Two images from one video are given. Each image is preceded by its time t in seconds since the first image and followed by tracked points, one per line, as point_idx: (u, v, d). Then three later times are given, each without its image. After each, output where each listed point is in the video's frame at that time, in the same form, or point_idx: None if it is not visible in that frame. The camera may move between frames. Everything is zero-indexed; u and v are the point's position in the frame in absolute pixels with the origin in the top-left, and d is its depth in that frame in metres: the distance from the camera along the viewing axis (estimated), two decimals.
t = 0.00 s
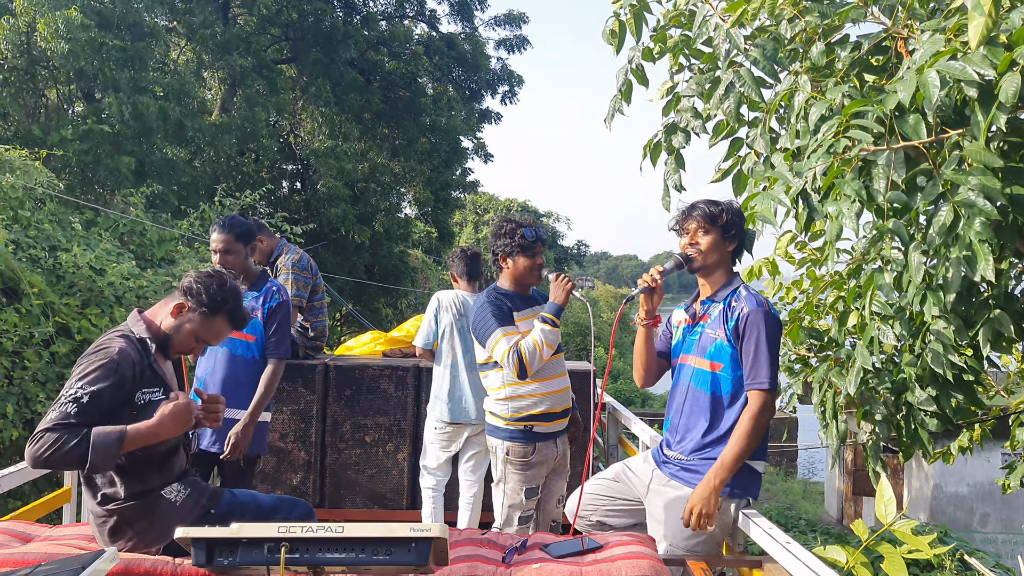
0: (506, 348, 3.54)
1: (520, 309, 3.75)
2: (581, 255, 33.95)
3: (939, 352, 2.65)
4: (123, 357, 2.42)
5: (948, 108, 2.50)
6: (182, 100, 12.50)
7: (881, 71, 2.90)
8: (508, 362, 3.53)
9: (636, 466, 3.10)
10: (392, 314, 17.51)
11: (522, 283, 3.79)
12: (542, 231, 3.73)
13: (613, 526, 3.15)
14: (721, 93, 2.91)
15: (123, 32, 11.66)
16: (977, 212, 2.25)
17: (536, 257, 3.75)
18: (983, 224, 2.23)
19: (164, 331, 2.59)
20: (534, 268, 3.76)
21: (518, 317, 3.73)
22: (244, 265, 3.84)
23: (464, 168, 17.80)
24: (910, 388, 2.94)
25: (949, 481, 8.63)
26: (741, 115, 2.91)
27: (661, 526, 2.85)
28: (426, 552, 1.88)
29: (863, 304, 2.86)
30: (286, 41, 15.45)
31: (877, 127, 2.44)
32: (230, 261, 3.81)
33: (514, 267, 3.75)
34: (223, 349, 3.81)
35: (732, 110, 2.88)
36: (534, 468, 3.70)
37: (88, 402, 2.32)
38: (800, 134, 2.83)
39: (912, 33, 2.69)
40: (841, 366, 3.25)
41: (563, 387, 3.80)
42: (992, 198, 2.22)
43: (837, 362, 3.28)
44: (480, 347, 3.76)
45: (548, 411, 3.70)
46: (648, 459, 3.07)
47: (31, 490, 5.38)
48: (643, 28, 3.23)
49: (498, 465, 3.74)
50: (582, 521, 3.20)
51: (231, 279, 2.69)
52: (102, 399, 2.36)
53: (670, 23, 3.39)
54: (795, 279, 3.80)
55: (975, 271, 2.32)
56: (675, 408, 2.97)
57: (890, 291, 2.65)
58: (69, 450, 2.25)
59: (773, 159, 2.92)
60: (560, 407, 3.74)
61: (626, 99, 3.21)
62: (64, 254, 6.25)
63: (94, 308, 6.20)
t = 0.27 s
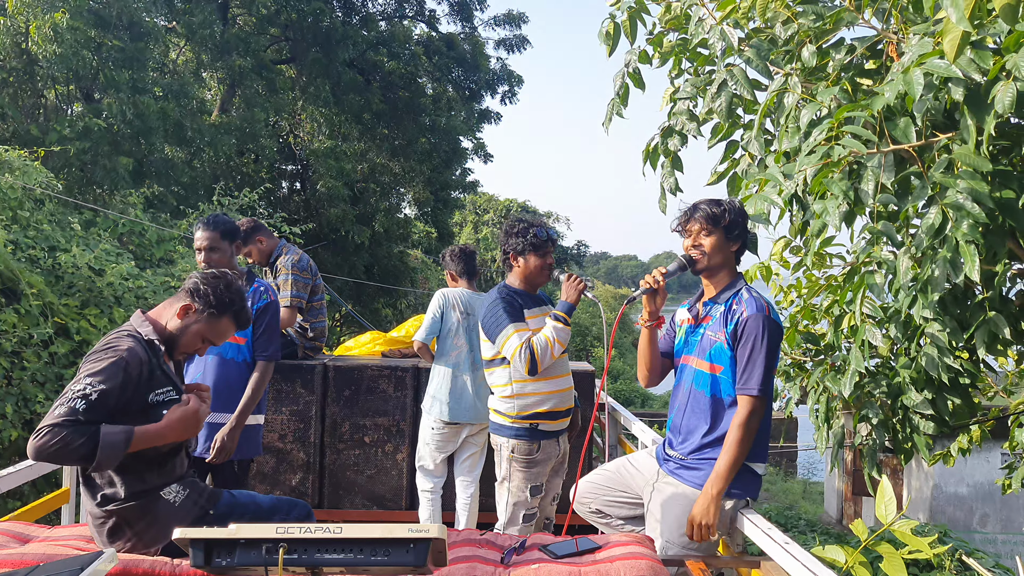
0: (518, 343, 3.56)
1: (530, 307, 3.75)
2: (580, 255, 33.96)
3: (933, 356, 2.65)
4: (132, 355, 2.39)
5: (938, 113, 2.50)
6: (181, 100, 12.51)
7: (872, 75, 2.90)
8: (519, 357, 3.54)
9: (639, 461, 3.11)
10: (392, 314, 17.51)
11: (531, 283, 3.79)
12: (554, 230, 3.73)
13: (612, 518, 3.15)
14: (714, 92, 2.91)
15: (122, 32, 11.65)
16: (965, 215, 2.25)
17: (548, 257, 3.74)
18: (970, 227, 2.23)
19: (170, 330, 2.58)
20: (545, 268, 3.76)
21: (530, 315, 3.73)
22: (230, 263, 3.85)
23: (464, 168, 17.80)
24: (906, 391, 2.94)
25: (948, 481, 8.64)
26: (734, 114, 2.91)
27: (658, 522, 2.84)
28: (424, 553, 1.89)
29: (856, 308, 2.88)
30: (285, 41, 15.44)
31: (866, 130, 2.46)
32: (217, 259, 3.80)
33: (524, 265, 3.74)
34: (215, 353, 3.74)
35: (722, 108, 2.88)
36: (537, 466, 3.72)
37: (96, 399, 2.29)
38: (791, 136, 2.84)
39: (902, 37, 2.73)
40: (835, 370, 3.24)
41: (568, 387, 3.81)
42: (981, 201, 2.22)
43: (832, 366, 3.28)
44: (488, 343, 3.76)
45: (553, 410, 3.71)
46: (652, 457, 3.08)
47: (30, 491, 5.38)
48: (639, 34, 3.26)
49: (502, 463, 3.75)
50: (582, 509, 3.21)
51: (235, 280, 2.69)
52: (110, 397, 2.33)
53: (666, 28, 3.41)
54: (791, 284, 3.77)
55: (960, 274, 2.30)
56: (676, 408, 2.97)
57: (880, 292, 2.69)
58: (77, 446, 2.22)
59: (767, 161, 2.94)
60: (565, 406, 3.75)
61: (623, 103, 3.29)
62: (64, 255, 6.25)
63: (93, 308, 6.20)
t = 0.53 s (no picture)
0: (530, 341, 3.55)
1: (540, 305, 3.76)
2: (580, 255, 33.96)
3: (931, 356, 2.65)
4: (152, 353, 2.43)
5: (935, 115, 2.50)
6: (182, 100, 12.50)
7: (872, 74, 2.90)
8: (532, 354, 3.55)
9: (644, 461, 3.10)
10: (392, 314, 17.51)
11: (539, 282, 3.79)
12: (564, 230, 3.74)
13: (614, 515, 3.15)
14: (712, 88, 2.91)
15: (122, 32, 11.65)
16: (961, 216, 2.26)
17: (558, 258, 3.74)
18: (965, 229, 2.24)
19: (177, 329, 2.59)
20: (556, 268, 3.76)
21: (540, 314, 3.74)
22: (208, 263, 3.87)
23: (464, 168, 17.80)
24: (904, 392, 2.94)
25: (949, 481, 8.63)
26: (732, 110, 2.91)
27: (660, 521, 2.83)
28: (425, 553, 1.89)
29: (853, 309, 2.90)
30: (286, 41, 15.45)
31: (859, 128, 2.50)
32: (196, 258, 3.81)
33: (535, 265, 3.73)
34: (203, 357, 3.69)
35: (722, 102, 2.87)
36: (544, 462, 3.73)
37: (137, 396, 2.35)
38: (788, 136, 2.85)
39: (899, 39, 2.73)
40: (834, 371, 3.25)
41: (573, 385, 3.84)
42: (976, 202, 2.23)
43: (832, 366, 3.28)
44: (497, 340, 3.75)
45: (559, 408, 3.73)
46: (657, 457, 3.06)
47: (30, 490, 5.38)
48: (643, 32, 3.25)
49: (510, 464, 3.76)
50: (584, 506, 3.21)
51: (230, 278, 2.71)
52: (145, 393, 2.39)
53: (667, 27, 3.41)
54: (790, 284, 3.76)
55: (956, 277, 2.30)
56: (675, 409, 2.97)
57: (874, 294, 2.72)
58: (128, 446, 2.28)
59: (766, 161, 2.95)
60: (569, 404, 3.78)
61: (623, 103, 3.26)
62: (64, 254, 6.25)
63: (94, 308, 6.20)
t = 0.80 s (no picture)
0: (543, 341, 3.55)
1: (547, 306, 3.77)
2: (581, 256, 33.98)
3: (931, 355, 2.66)
4: (160, 353, 2.43)
5: (936, 113, 2.51)
6: (183, 101, 12.51)
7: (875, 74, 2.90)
8: (543, 355, 3.55)
9: (642, 465, 3.09)
10: (393, 315, 17.52)
11: (545, 284, 3.80)
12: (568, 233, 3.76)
13: (616, 523, 3.16)
14: (713, 89, 2.92)
15: (123, 33, 11.67)
16: (962, 214, 2.26)
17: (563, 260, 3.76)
18: (967, 227, 2.24)
19: (180, 332, 2.59)
20: (561, 270, 3.77)
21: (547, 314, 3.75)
22: (180, 258, 3.91)
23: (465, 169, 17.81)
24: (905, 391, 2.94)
25: (951, 481, 8.62)
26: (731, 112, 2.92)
27: (660, 527, 2.83)
28: (426, 553, 1.89)
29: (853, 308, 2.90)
30: (287, 42, 15.46)
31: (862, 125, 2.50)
32: (168, 254, 3.85)
33: (540, 268, 3.74)
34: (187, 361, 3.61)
35: (722, 104, 2.88)
36: (554, 462, 3.76)
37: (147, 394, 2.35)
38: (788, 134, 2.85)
39: (899, 38, 2.72)
40: (835, 370, 3.25)
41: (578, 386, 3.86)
42: (977, 199, 2.24)
43: (833, 365, 3.28)
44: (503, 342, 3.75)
45: (567, 408, 3.75)
46: (655, 460, 3.05)
47: (32, 491, 5.39)
48: (646, 30, 3.27)
49: (521, 468, 3.77)
50: (584, 516, 3.21)
51: (229, 277, 2.72)
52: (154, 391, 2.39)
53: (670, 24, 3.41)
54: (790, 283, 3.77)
55: (956, 275, 2.29)
56: (678, 411, 2.98)
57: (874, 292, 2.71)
58: (141, 443, 2.27)
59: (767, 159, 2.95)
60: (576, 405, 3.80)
61: (633, 103, 3.28)
62: (66, 255, 6.26)
63: (95, 309, 6.21)
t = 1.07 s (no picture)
0: (552, 342, 3.55)
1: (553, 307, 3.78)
2: (582, 256, 33.97)
3: (933, 355, 2.65)
4: (151, 350, 2.45)
5: (936, 111, 2.51)
6: (184, 102, 12.54)
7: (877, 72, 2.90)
8: (552, 357, 3.55)
9: (641, 468, 3.09)
10: (394, 316, 17.53)
11: (549, 286, 3.79)
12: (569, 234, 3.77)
13: (616, 527, 3.15)
14: (712, 92, 2.94)
15: (124, 34, 11.70)
16: (963, 212, 2.26)
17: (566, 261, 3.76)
18: (967, 225, 2.24)
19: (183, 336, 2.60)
20: (565, 270, 3.77)
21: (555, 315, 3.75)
22: (162, 258, 3.92)
23: (466, 170, 17.82)
24: (906, 390, 2.94)
25: (951, 482, 8.62)
26: (731, 115, 2.94)
27: (662, 529, 2.83)
28: (426, 555, 1.88)
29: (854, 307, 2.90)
30: (287, 43, 15.49)
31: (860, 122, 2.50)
32: (151, 253, 3.86)
33: (543, 269, 3.73)
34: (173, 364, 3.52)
35: (720, 108, 2.90)
36: (561, 463, 3.76)
37: (119, 385, 2.32)
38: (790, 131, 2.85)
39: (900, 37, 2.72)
40: (835, 369, 3.25)
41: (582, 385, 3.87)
42: (978, 198, 2.24)
43: (833, 365, 3.27)
44: (510, 343, 3.74)
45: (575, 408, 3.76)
46: (654, 463, 3.05)
47: (32, 492, 5.40)
48: (646, 27, 3.28)
49: (527, 470, 3.76)
50: (585, 521, 3.20)
51: (249, 292, 2.71)
52: (127, 385, 2.36)
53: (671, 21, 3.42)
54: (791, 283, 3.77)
55: (958, 274, 2.28)
56: (676, 412, 2.98)
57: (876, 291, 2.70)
58: (98, 432, 2.21)
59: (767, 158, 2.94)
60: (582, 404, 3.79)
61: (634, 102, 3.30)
62: (66, 257, 6.26)
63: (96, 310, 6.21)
